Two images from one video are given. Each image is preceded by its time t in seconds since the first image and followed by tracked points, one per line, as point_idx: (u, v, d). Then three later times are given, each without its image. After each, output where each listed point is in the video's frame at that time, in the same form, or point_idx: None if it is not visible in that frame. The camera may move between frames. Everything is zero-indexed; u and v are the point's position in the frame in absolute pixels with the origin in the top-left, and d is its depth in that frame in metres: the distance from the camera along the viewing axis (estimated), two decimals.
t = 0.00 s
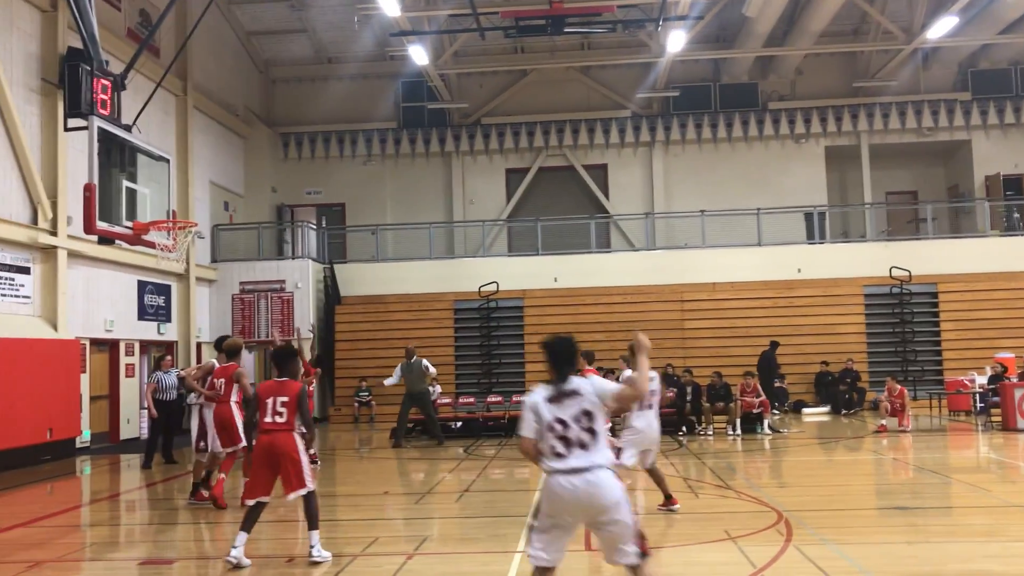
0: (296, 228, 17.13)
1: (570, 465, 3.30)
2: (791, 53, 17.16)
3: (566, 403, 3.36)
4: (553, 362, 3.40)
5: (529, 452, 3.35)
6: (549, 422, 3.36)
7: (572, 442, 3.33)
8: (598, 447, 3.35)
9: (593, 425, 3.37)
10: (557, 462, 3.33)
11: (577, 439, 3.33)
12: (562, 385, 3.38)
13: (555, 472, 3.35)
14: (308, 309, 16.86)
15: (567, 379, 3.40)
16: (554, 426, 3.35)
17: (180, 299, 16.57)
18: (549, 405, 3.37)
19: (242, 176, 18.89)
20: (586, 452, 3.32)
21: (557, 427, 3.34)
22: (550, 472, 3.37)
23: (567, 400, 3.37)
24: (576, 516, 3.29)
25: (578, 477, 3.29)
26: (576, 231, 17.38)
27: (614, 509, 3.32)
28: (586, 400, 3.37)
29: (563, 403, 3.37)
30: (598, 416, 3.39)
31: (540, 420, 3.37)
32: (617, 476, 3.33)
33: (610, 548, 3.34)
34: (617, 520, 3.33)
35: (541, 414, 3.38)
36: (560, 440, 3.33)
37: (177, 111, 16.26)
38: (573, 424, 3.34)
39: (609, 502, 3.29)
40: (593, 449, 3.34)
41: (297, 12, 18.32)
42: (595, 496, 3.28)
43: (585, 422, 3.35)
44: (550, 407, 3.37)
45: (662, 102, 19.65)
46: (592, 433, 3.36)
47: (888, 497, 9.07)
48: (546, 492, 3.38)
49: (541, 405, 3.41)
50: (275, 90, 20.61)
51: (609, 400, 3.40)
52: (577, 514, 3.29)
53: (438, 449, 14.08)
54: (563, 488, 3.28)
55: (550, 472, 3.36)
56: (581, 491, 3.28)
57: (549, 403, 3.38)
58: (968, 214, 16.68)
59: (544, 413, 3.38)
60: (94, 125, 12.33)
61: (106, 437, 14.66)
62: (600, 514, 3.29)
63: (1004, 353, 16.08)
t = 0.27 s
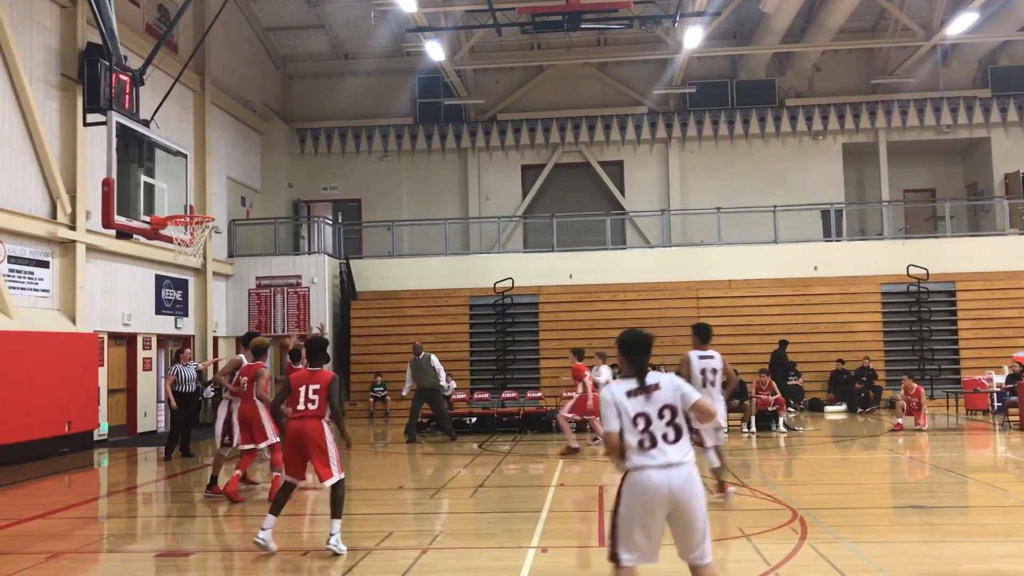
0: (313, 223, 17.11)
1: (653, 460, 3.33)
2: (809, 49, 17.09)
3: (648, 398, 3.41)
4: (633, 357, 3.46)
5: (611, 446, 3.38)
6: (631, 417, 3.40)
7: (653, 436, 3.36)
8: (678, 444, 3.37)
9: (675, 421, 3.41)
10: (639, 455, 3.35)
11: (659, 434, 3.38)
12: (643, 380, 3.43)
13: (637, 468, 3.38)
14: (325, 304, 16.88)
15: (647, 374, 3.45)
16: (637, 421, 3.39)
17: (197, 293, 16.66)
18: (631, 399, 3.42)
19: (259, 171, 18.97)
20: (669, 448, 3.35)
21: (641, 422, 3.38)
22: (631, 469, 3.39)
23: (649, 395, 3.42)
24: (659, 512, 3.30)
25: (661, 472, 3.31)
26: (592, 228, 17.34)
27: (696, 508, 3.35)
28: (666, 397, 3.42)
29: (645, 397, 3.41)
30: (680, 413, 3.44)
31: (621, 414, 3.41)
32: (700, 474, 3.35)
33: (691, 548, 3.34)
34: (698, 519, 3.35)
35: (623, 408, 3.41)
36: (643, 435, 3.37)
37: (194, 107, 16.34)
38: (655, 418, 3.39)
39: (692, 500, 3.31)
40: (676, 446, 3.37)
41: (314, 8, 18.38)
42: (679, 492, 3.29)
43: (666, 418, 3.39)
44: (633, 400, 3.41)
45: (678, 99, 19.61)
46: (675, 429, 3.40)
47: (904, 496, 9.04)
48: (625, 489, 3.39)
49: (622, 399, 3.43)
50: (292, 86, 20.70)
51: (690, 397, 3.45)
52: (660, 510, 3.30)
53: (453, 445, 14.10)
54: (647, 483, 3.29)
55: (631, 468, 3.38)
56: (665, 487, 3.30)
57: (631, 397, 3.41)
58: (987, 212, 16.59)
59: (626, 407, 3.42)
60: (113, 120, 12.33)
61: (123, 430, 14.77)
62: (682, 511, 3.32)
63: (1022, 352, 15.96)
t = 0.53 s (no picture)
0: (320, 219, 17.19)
1: (692, 466, 3.21)
2: (817, 47, 17.08)
3: (684, 402, 3.30)
4: (666, 360, 3.34)
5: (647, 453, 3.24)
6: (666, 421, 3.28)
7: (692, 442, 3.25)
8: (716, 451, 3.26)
9: (711, 427, 3.29)
10: (677, 462, 3.23)
11: (697, 440, 3.26)
12: (678, 384, 3.31)
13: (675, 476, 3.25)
14: (332, 300, 16.94)
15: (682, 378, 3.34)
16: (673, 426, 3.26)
17: (204, 288, 16.71)
18: (665, 403, 3.30)
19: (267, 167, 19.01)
20: (707, 453, 3.24)
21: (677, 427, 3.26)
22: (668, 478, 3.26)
23: (685, 399, 3.30)
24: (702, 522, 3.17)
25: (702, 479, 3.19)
26: (599, 226, 17.37)
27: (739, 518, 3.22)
28: (703, 401, 3.31)
29: (681, 401, 3.30)
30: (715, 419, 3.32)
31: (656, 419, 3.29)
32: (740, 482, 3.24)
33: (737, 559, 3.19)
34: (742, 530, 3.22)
35: (657, 412, 3.29)
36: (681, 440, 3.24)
37: (203, 102, 16.39)
38: (692, 423, 3.28)
39: (737, 508, 3.19)
40: (715, 452, 3.25)
41: (322, 4, 18.40)
42: (723, 502, 3.16)
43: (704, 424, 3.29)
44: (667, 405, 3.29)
45: (686, 96, 19.61)
46: (712, 436, 3.28)
47: (910, 494, 9.04)
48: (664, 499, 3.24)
49: (657, 403, 3.30)
50: (300, 81, 20.74)
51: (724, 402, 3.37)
52: (702, 521, 3.17)
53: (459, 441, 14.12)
54: (688, 491, 3.16)
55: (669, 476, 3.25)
56: (708, 496, 3.17)
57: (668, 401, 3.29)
58: (996, 211, 16.57)
59: (661, 411, 3.29)
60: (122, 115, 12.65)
61: (131, 424, 14.83)
62: (726, 520, 3.18)
63: None
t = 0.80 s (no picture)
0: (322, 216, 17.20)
1: (707, 450, 3.48)
2: (820, 44, 17.05)
3: (702, 390, 3.56)
4: (686, 352, 3.61)
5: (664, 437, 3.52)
6: (684, 408, 3.55)
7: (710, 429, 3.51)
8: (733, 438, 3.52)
9: (728, 415, 3.55)
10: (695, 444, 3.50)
11: (715, 426, 3.52)
12: (696, 374, 3.59)
13: (690, 458, 3.53)
14: (334, 297, 16.94)
15: (701, 368, 3.62)
16: (691, 412, 3.54)
17: (206, 285, 16.72)
18: (684, 391, 3.57)
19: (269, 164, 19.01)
20: (723, 438, 3.50)
21: (696, 413, 3.53)
22: (685, 461, 3.54)
23: (703, 388, 3.57)
24: (715, 501, 3.44)
25: (715, 462, 3.46)
26: (601, 223, 17.39)
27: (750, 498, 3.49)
28: (722, 390, 3.58)
29: (700, 390, 3.57)
30: (732, 407, 3.59)
31: (675, 406, 3.56)
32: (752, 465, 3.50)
33: (747, 537, 3.46)
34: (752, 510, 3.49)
35: (676, 400, 3.56)
36: (698, 425, 3.51)
37: (205, 99, 16.38)
38: (710, 410, 3.54)
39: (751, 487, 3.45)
40: (730, 438, 3.51)
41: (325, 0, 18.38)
42: (735, 483, 3.43)
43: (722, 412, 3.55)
44: (686, 392, 3.56)
45: (688, 93, 19.58)
46: (728, 422, 3.54)
47: (912, 492, 9.04)
48: (680, 479, 3.52)
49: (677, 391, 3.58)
50: (302, 78, 20.73)
51: (740, 393, 3.62)
52: (714, 501, 3.44)
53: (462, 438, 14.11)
54: (701, 473, 3.44)
55: (685, 459, 3.52)
56: (721, 478, 3.43)
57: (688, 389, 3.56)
58: (998, 209, 16.53)
59: (679, 399, 3.57)
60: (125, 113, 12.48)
61: (132, 421, 14.84)
62: (738, 501, 3.45)
63: None
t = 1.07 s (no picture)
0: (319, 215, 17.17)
1: (721, 464, 3.58)
2: (817, 41, 17.03)
3: (719, 404, 3.67)
4: (706, 366, 3.71)
5: (680, 448, 3.66)
6: (701, 421, 3.66)
7: (727, 441, 3.60)
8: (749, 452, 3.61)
9: (746, 428, 3.64)
10: (709, 457, 3.61)
11: (730, 439, 3.61)
12: (714, 387, 3.69)
13: (706, 470, 3.63)
14: (330, 295, 16.92)
15: (721, 382, 3.71)
16: (707, 425, 3.65)
17: (203, 285, 16.70)
18: (701, 404, 3.69)
19: (266, 162, 18.99)
20: (737, 452, 3.59)
21: (711, 427, 3.64)
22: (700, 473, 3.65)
23: (720, 401, 3.68)
24: (726, 514, 3.54)
25: (726, 477, 3.55)
26: (598, 221, 17.37)
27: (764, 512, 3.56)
28: (739, 403, 3.66)
29: (716, 403, 3.68)
30: (750, 420, 3.67)
31: (692, 419, 3.68)
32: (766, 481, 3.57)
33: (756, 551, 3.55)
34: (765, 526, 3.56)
35: (693, 413, 3.68)
36: (712, 440, 3.61)
37: (201, 98, 16.34)
38: (726, 424, 3.63)
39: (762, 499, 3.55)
40: (746, 452, 3.60)
41: None
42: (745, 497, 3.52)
43: (738, 424, 3.63)
44: (703, 406, 3.68)
45: (685, 91, 19.57)
46: (745, 436, 3.62)
47: (910, 489, 9.06)
48: (694, 490, 3.65)
49: (694, 403, 3.70)
50: (298, 77, 20.71)
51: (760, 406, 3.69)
52: (727, 514, 3.54)
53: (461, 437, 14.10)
54: (715, 485, 3.55)
55: (699, 471, 3.64)
56: (731, 492, 3.53)
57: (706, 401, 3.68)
58: (996, 206, 16.40)
59: (696, 412, 3.69)
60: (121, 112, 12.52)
61: (130, 421, 14.83)
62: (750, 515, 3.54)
63: None
